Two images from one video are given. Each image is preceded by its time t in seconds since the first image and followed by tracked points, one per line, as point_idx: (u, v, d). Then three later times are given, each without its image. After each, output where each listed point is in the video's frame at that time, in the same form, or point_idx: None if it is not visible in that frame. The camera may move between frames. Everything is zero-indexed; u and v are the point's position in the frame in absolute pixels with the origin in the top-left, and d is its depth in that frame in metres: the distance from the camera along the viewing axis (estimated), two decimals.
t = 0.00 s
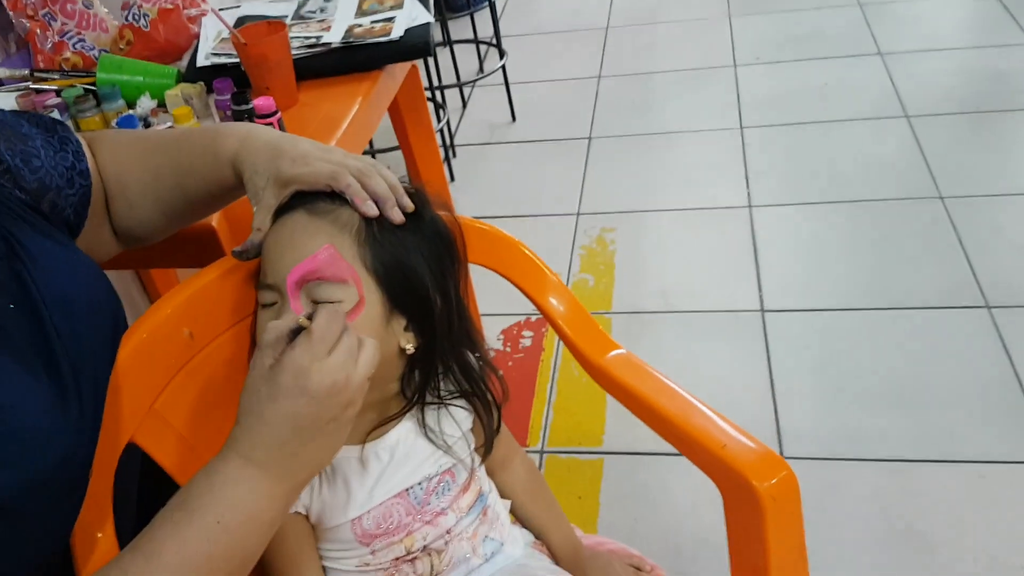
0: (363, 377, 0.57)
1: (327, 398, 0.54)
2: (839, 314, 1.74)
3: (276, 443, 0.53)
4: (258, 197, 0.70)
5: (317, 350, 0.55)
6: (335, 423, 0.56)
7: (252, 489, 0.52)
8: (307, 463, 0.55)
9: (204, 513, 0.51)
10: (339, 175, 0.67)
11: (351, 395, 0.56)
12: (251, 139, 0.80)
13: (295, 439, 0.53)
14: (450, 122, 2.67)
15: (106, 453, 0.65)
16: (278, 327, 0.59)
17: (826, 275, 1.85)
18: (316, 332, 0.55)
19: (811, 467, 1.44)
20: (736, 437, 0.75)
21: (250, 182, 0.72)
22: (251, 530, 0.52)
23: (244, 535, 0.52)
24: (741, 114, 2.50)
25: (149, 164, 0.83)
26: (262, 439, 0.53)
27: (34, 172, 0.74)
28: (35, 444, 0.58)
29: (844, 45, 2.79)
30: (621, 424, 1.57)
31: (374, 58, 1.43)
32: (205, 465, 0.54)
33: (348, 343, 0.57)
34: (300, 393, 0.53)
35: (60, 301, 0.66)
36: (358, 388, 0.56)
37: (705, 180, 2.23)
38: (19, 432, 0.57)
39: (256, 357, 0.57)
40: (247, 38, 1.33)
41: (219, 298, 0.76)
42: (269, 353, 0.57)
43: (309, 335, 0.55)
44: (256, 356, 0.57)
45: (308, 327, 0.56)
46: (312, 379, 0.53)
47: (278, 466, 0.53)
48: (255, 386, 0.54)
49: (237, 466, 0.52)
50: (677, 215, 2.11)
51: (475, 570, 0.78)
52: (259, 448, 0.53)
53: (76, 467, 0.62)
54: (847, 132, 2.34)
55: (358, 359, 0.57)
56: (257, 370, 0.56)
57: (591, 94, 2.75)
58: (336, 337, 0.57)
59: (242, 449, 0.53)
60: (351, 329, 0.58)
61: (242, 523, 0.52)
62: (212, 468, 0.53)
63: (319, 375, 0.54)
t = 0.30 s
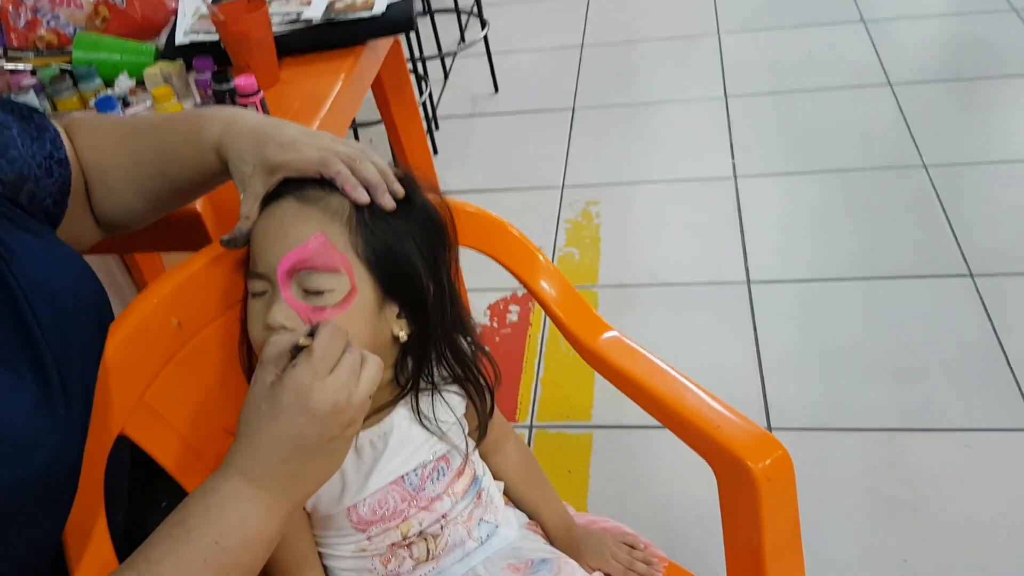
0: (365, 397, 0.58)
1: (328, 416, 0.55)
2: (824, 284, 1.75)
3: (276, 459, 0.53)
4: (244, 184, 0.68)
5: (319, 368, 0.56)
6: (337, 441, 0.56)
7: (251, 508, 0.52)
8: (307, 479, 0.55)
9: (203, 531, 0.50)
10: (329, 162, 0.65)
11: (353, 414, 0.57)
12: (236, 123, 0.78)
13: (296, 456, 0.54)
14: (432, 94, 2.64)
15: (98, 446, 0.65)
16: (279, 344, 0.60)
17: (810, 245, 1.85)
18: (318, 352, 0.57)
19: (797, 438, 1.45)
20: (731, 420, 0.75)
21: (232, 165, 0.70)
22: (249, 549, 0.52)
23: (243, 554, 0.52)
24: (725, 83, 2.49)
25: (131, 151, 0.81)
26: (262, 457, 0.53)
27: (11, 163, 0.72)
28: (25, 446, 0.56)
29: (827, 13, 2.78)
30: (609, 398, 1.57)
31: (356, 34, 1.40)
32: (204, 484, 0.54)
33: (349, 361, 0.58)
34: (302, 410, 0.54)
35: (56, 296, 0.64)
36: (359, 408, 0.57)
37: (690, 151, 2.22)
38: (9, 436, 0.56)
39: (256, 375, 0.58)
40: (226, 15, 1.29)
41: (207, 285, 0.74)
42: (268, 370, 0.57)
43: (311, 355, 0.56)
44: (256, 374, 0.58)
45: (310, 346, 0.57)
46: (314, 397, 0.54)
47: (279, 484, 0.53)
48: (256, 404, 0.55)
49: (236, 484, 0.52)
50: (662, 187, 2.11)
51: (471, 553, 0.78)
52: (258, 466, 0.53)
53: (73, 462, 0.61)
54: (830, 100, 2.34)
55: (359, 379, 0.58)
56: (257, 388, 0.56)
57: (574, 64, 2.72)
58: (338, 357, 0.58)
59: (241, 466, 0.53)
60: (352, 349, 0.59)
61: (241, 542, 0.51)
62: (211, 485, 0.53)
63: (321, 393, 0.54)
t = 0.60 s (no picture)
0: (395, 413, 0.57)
1: (358, 435, 0.54)
2: (812, 271, 1.76)
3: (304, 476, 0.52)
4: (254, 177, 0.66)
5: (351, 382, 0.54)
6: (365, 456, 0.55)
7: (280, 526, 0.52)
8: (335, 496, 0.55)
9: (234, 551, 0.50)
10: (342, 153, 0.64)
11: (383, 429, 0.56)
12: (241, 117, 0.77)
13: (325, 474, 0.53)
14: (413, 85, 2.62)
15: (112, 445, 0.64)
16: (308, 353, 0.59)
17: (796, 232, 1.86)
18: (348, 366, 0.55)
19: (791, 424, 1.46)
20: (749, 409, 0.75)
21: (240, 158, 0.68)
22: (280, 567, 0.52)
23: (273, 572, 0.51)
24: (706, 71, 2.48)
25: (130, 144, 0.79)
26: (292, 473, 0.52)
27: (9, 157, 0.69)
28: (43, 451, 0.54)
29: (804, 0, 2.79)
30: (603, 389, 1.57)
31: (346, 23, 1.36)
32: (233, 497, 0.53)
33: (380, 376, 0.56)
34: (332, 428, 0.53)
35: (69, 291, 0.62)
36: (388, 423, 0.56)
37: (673, 139, 2.22)
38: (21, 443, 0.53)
39: (283, 386, 0.56)
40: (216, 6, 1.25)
41: (215, 281, 0.73)
42: (296, 381, 0.56)
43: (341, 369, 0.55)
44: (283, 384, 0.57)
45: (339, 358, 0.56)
46: (345, 414, 0.53)
47: (308, 500, 0.53)
48: (287, 418, 0.54)
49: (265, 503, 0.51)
50: (647, 176, 2.10)
51: (488, 547, 0.78)
52: (286, 484, 0.52)
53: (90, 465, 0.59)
54: (811, 87, 2.35)
55: (389, 393, 0.57)
56: (286, 402, 0.55)
57: (555, 53, 2.70)
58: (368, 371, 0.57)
59: (271, 483, 0.52)
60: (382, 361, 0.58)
61: (271, 561, 0.51)
62: (241, 501, 0.52)
63: (352, 410, 0.53)
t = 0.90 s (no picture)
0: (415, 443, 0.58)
1: (381, 471, 0.55)
2: (790, 258, 1.76)
3: (325, 511, 0.54)
4: (269, 177, 0.65)
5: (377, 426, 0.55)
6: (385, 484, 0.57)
7: (299, 553, 0.54)
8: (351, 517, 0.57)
9: None
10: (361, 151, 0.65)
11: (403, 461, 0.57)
12: (251, 120, 0.78)
13: (346, 506, 0.55)
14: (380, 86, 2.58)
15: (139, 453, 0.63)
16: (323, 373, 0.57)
17: (771, 221, 1.86)
18: (375, 405, 0.55)
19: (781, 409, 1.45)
20: (764, 394, 0.76)
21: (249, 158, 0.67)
22: None
23: None
24: (671, 66, 2.49)
25: (130, 149, 0.77)
26: (314, 509, 0.54)
27: (8, 166, 0.66)
28: (71, 465, 0.53)
29: None
30: (593, 382, 1.55)
31: (331, 24, 1.31)
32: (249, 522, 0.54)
33: (401, 406, 0.57)
34: (358, 473, 0.54)
35: (88, 299, 0.61)
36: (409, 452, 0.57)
37: (644, 134, 2.22)
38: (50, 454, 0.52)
39: (297, 415, 0.55)
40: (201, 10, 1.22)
41: (232, 285, 0.73)
42: (314, 413, 0.55)
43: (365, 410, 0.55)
44: (297, 411, 0.55)
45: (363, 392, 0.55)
46: (372, 461, 0.54)
47: (326, 526, 0.55)
48: (308, 456, 0.54)
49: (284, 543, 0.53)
50: (620, 171, 2.10)
51: (512, 542, 0.78)
52: (307, 517, 0.54)
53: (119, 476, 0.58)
54: (776, 78, 2.36)
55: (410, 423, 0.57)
56: (304, 434, 0.54)
57: (520, 52, 2.69)
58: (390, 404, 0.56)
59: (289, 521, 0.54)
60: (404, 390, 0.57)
61: None
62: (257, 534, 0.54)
63: (378, 455, 0.54)
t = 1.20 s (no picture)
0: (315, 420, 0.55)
1: (284, 453, 0.52)
2: (755, 254, 1.78)
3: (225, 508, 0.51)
4: (243, 172, 0.72)
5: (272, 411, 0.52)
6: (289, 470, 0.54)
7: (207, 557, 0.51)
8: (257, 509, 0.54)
9: None
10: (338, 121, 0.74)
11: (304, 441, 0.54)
12: (218, 132, 0.74)
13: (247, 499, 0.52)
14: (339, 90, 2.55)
15: (115, 450, 0.61)
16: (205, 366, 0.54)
17: (734, 217, 1.89)
18: (264, 391, 0.52)
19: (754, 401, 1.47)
20: (747, 383, 0.78)
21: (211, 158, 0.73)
22: None
23: None
24: (630, 67, 2.50)
25: (84, 178, 0.70)
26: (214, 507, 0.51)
27: None
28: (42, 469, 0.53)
29: None
30: (567, 378, 1.55)
31: (300, 29, 1.30)
32: (142, 536, 0.50)
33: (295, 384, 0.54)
34: (256, 459, 0.51)
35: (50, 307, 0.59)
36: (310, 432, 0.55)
37: (606, 135, 2.23)
38: (8, 457, 0.51)
39: (179, 413, 0.51)
40: (167, 15, 1.20)
41: (215, 290, 0.73)
42: (199, 409, 0.52)
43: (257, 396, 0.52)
44: (180, 410, 0.52)
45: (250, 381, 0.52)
46: (271, 445, 0.51)
47: (231, 523, 0.52)
48: (197, 453, 0.50)
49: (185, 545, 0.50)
50: (585, 171, 2.11)
51: (504, 540, 0.79)
52: (208, 519, 0.51)
53: (81, 474, 0.56)
54: (734, 76, 2.39)
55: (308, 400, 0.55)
56: (187, 434, 0.51)
57: (479, 54, 2.68)
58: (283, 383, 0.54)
59: (188, 522, 0.50)
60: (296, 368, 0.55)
61: None
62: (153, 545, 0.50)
63: (276, 440, 0.51)
